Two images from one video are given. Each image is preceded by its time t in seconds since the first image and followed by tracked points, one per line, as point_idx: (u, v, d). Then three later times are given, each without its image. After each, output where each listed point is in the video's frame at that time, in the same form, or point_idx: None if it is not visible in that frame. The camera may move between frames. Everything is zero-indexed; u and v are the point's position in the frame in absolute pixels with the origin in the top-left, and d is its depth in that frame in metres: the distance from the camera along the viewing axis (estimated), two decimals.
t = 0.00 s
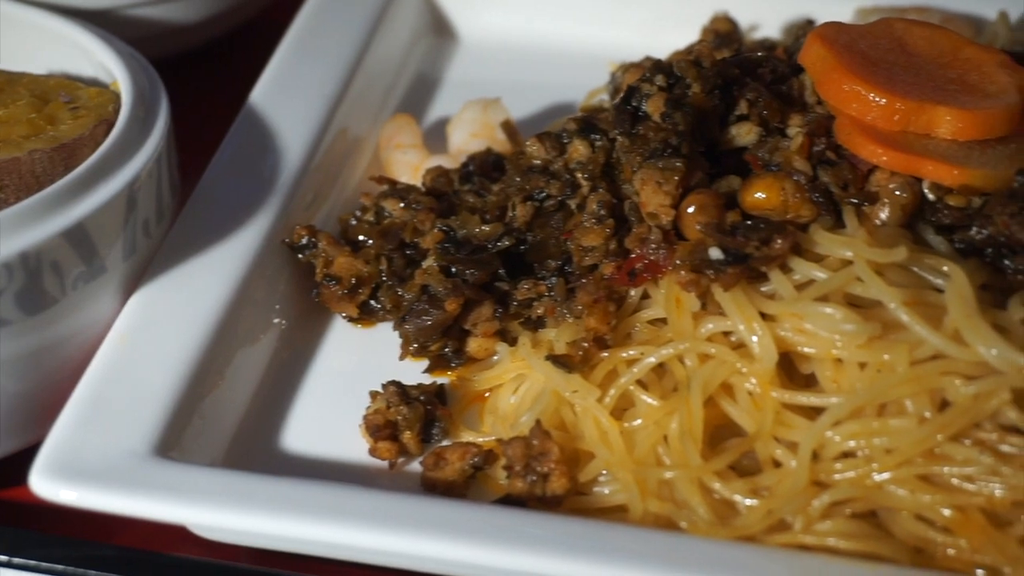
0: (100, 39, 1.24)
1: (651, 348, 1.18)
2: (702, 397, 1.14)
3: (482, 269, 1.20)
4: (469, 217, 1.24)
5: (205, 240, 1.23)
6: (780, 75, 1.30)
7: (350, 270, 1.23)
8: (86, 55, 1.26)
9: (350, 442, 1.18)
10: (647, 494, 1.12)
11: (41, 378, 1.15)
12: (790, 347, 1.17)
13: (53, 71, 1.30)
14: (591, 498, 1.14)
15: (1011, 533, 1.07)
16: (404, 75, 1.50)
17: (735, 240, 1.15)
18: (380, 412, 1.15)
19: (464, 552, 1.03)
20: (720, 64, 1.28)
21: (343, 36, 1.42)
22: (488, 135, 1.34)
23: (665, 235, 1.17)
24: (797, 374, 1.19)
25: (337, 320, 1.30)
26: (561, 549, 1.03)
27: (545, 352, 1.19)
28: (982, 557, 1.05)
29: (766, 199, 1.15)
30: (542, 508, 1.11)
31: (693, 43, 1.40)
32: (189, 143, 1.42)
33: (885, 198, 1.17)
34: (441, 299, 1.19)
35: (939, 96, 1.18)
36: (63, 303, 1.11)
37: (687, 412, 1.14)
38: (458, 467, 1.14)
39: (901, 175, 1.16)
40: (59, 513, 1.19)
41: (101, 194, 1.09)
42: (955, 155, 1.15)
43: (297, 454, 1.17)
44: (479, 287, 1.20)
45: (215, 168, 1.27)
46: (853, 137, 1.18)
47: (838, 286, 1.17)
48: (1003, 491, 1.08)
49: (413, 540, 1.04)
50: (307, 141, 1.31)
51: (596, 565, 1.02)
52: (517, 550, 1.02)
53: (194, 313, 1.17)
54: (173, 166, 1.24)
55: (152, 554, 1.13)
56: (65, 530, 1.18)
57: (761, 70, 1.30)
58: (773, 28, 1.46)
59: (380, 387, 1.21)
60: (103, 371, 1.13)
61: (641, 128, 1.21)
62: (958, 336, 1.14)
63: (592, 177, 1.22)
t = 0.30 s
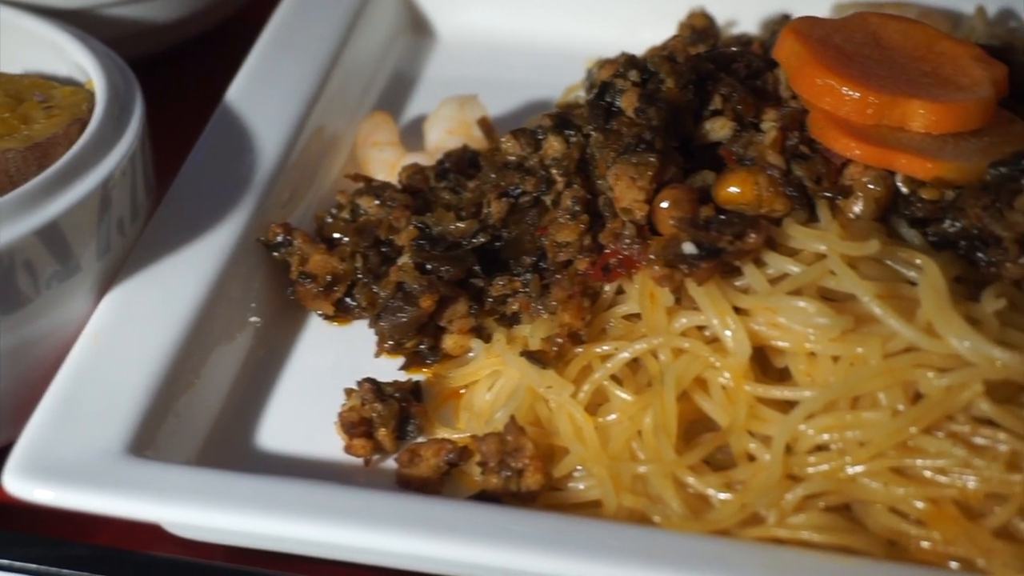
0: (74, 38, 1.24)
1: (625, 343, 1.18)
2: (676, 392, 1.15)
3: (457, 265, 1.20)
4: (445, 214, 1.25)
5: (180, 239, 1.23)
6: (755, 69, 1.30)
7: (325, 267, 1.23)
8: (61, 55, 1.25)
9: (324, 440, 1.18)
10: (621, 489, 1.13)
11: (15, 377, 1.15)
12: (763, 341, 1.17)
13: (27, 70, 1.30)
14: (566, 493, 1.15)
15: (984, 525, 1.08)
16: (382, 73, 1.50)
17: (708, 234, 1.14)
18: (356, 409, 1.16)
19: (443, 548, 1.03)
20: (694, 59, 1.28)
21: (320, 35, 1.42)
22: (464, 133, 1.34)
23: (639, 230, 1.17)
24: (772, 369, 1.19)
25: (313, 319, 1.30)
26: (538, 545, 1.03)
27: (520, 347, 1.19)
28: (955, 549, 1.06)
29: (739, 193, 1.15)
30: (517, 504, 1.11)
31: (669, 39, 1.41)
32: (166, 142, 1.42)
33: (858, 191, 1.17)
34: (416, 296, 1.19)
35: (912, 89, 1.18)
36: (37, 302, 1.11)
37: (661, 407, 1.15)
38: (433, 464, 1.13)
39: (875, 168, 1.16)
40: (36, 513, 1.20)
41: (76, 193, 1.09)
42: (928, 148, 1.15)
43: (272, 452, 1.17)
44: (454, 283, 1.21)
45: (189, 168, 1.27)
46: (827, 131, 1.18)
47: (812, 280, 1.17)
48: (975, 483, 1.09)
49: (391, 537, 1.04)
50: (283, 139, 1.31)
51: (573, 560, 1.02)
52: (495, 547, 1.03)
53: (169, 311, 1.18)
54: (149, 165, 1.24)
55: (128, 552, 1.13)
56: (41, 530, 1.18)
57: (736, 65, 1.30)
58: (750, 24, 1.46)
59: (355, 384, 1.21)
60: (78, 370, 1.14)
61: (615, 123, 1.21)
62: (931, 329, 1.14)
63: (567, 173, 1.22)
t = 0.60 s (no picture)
0: (50, 37, 1.23)
1: (602, 338, 1.18)
2: (653, 387, 1.15)
3: (435, 262, 1.20)
4: (422, 211, 1.25)
5: (157, 238, 1.23)
6: (732, 65, 1.30)
7: (304, 265, 1.24)
8: (37, 53, 1.25)
9: (302, 438, 1.17)
10: (599, 485, 1.13)
11: None
12: (740, 336, 1.17)
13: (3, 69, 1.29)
14: (545, 489, 1.15)
15: (961, 518, 1.08)
16: (360, 71, 1.50)
17: (685, 229, 1.15)
18: (333, 407, 1.15)
19: (423, 545, 1.03)
20: (670, 55, 1.28)
21: (297, 33, 1.42)
22: (442, 130, 1.33)
23: (616, 225, 1.18)
24: (749, 363, 1.19)
25: (291, 316, 1.29)
26: (518, 541, 1.03)
27: (497, 344, 1.20)
28: (931, 543, 1.06)
29: (716, 188, 1.15)
30: (495, 500, 1.11)
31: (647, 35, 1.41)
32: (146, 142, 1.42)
33: (835, 185, 1.17)
34: (394, 293, 1.18)
35: (887, 84, 1.18)
36: (11, 300, 1.11)
37: (638, 402, 1.14)
38: (411, 461, 1.13)
39: (851, 163, 1.16)
40: (17, 513, 1.20)
41: (52, 191, 1.09)
42: (904, 142, 1.15)
43: (250, 451, 1.17)
44: (432, 279, 1.20)
45: (166, 166, 1.27)
46: (803, 125, 1.18)
47: (789, 274, 1.17)
48: (952, 477, 1.09)
49: (371, 534, 1.04)
50: (260, 137, 1.31)
51: (553, 556, 1.02)
52: (475, 544, 1.02)
53: (146, 310, 1.17)
54: (125, 164, 1.24)
55: (106, 551, 1.13)
56: (21, 529, 1.18)
57: (712, 61, 1.30)
58: (728, 21, 1.46)
59: (333, 380, 1.21)
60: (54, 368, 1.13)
61: (591, 119, 1.21)
62: (908, 322, 1.14)
63: (544, 169, 1.22)
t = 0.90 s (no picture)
0: (22, 34, 1.23)
1: (576, 333, 1.18)
2: (627, 381, 1.15)
3: (409, 259, 1.19)
4: (397, 208, 1.24)
5: (131, 236, 1.22)
6: (705, 60, 1.31)
7: (277, 263, 1.23)
8: (9, 51, 1.24)
9: (276, 437, 1.17)
10: (573, 480, 1.13)
11: None
12: (713, 330, 1.17)
13: None
14: (519, 485, 1.15)
15: (934, 510, 1.09)
16: (336, 68, 1.50)
17: (658, 224, 1.15)
18: (308, 404, 1.15)
19: (396, 540, 1.03)
20: (644, 51, 1.29)
21: (271, 30, 1.42)
22: (418, 127, 1.33)
23: (590, 221, 1.18)
24: (723, 358, 1.19)
25: (266, 315, 1.29)
26: (493, 537, 1.03)
27: (472, 340, 1.19)
28: (905, 535, 1.07)
29: (689, 182, 1.15)
30: (470, 496, 1.11)
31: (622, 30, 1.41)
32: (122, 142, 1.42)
33: (807, 179, 1.18)
34: (368, 289, 1.18)
35: (860, 77, 1.18)
36: None
37: (612, 397, 1.15)
38: (386, 458, 1.13)
39: (824, 156, 1.16)
40: None
41: (24, 190, 1.09)
42: (877, 135, 1.15)
43: (224, 449, 1.17)
44: (406, 276, 1.20)
45: (140, 164, 1.27)
46: (775, 119, 1.18)
47: (761, 268, 1.17)
48: (925, 468, 1.09)
49: (346, 530, 1.04)
50: (234, 135, 1.31)
51: (527, 551, 1.02)
52: (450, 539, 1.02)
53: (120, 308, 1.17)
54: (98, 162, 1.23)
55: (81, 550, 1.13)
56: None
57: (686, 56, 1.30)
58: (704, 16, 1.46)
59: (307, 378, 1.21)
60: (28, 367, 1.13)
61: (564, 114, 1.21)
62: (881, 315, 1.15)
63: (518, 165, 1.22)
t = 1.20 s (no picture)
0: None
1: (554, 330, 1.18)
2: (605, 378, 1.15)
3: (388, 256, 1.19)
4: (376, 205, 1.24)
5: (109, 235, 1.22)
6: (683, 56, 1.31)
7: (255, 261, 1.23)
8: None
9: (255, 435, 1.17)
10: (552, 477, 1.13)
11: None
12: (692, 326, 1.17)
13: None
14: (498, 482, 1.15)
15: (911, 505, 1.09)
16: (315, 66, 1.50)
17: (636, 221, 1.15)
18: (286, 402, 1.15)
19: (374, 539, 1.03)
20: (621, 47, 1.29)
21: (250, 28, 1.42)
22: (397, 124, 1.33)
23: (568, 218, 1.18)
24: (702, 354, 1.19)
25: (244, 313, 1.28)
26: (470, 534, 1.03)
27: (450, 337, 1.19)
28: (883, 530, 1.07)
29: (667, 178, 1.15)
30: (448, 494, 1.11)
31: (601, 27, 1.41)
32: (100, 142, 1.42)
33: (784, 175, 1.18)
34: (347, 287, 1.18)
35: (837, 72, 1.19)
36: None
37: (590, 393, 1.15)
38: (364, 455, 1.13)
39: (801, 152, 1.17)
40: None
41: None
42: (854, 131, 1.16)
43: (202, 447, 1.16)
44: (385, 274, 1.20)
45: (118, 163, 1.26)
46: (752, 115, 1.18)
47: (740, 264, 1.17)
48: (902, 463, 1.10)
49: (323, 528, 1.03)
50: (212, 133, 1.30)
51: (505, 548, 1.02)
52: (428, 537, 1.02)
53: (96, 307, 1.17)
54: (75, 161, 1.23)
55: (59, 550, 1.13)
56: None
57: (664, 52, 1.30)
58: (683, 13, 1.46)
59: (286, 375, 1.21)
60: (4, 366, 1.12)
61: (542, 111, 1.22)
62: (858, 310, 1.15)
63: (496, 162, 1.21)
